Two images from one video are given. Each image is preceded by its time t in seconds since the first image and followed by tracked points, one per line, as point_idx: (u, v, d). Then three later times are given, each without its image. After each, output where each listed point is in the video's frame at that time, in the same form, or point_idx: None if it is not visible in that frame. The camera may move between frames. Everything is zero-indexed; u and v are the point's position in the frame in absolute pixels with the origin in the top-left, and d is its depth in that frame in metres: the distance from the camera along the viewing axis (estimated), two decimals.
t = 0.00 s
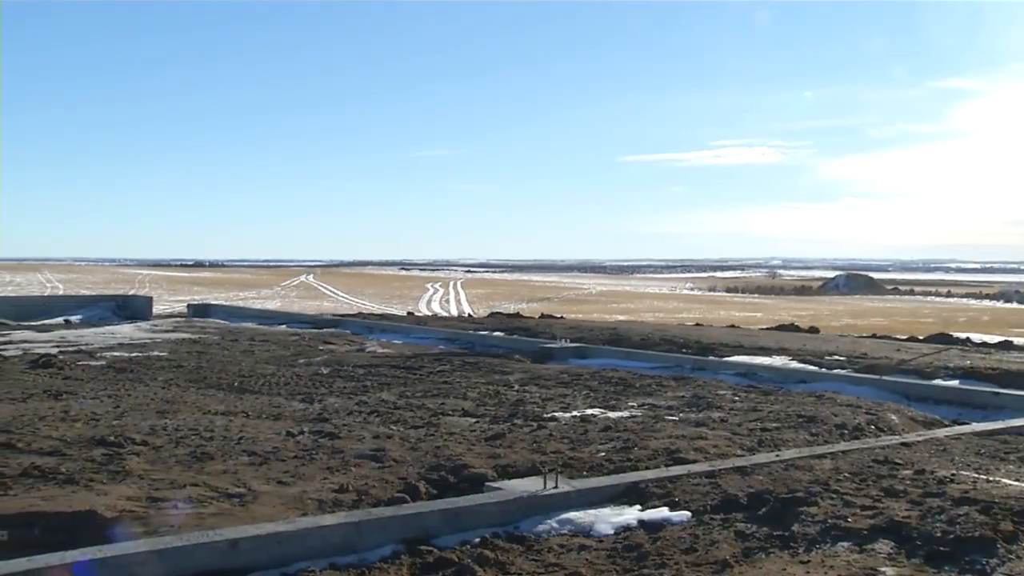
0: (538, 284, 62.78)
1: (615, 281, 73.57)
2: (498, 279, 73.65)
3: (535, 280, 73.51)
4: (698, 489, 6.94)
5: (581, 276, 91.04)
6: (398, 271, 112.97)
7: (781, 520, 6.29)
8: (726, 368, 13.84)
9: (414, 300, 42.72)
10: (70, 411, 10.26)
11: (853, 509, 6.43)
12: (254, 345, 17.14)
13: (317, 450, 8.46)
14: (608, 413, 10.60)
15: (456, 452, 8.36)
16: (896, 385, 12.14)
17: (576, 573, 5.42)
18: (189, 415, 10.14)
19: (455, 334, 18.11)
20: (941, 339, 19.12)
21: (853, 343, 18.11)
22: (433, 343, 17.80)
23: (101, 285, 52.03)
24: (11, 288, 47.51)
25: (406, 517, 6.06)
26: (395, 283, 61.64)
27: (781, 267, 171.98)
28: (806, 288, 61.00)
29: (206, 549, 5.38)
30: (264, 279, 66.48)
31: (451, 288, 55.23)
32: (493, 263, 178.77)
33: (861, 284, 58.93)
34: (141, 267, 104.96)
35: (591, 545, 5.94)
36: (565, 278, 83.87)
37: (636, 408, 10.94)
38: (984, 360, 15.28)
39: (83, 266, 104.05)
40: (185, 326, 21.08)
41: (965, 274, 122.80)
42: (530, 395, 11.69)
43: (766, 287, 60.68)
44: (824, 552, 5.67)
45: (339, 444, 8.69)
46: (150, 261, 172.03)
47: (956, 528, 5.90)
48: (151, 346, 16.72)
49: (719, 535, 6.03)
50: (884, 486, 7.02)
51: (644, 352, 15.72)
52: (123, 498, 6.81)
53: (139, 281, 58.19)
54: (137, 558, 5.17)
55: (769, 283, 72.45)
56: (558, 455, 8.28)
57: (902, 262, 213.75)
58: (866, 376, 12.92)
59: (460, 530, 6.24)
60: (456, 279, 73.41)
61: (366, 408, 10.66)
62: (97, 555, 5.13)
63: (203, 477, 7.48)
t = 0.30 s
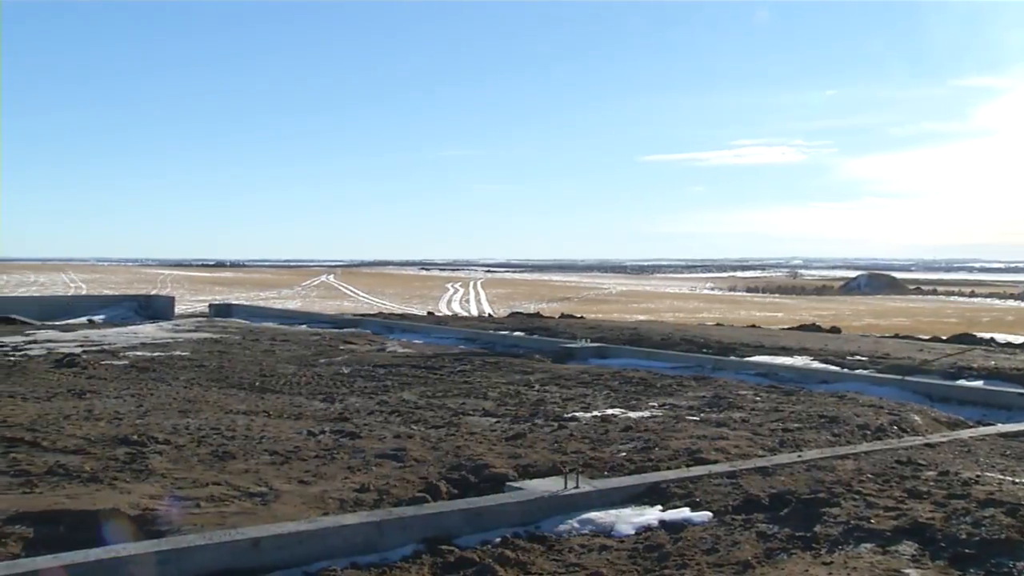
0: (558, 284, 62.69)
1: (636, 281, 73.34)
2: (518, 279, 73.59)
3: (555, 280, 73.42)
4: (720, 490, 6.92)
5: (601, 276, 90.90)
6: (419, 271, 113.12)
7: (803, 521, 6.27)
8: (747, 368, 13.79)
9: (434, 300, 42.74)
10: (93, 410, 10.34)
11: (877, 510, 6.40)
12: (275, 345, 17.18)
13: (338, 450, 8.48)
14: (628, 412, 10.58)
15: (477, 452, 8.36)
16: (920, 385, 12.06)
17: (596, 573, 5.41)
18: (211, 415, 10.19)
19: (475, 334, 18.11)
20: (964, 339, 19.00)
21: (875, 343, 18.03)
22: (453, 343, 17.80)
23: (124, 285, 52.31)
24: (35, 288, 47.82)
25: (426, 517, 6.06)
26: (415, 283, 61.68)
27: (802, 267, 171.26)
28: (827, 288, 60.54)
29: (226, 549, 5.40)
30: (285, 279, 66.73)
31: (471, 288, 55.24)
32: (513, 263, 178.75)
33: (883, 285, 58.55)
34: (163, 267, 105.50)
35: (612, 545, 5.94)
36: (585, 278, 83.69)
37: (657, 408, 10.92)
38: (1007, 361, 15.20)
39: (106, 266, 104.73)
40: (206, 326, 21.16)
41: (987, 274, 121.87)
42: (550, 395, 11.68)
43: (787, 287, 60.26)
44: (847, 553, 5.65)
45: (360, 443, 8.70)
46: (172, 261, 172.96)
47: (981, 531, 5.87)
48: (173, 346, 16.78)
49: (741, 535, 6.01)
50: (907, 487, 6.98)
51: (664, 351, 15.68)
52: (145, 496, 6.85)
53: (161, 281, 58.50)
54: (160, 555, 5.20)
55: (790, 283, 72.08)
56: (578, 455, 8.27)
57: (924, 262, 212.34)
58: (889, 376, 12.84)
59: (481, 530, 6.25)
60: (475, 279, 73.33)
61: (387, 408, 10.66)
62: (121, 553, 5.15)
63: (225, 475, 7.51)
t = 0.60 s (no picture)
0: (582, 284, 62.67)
1: (660, 281, 73.19)
2: (542, 279, 73.59)
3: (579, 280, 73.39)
4: (745, 491, 6.90)
5: (625, 276, 90.76)
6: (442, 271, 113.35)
7: (830, 523, 6.23)
8: (773, 369, 13.73)
9: (458, 300, 42.79)
10: (121, 409, 10.41)
11: (905, 512, 6.36)
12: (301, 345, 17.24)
13: (364, 449, 8.50)
14: (653, 413, 10.56)
15: (501, 453, 8.36)
16: (948, 386, 11.98)
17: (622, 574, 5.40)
18: (237, 414, 10.24)
19: (499, 334, 18.12)
20: (992, 339, 18.88)
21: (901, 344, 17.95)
22: (478, 343, 17.81)
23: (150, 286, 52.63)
24: (64, 288, 48.38)
25: (451, 516, 6.07)
26: (439, 283, 61.79)
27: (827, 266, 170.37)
28: (853, 288, 60.17)
29: (253, 547, 5.42)
30: (309, 279, 67.00)
31: (496, 288, 55.29)
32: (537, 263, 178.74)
33: (910, 284, 58.18)
34: (189, 267, 106.14)
35: (637, 546, 5.93)
36: (609, 279, 83.56)
37: (682, 408, 10.89)
38: None
39: (133, 266, 105.48)
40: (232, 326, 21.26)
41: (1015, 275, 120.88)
42: (575, 395, 11.68)
43: (813, 288, 59.91)
44: (875, 555, 5.62)
45: (385, 443, 8.72)
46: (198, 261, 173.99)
47: (1012, 534, 5.82)
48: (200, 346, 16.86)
49: (767, 536, 5.98)
50: (936, 489, 6.93)
51: (689, 352, 15.65)
52: (173, 495, 6.90)
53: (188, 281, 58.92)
54: (187, 553, 5.23)
55: (816, 283, 71.74)
56: (603, 456, 8.26)
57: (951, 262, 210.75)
58: (916, 377, 12.76)
59: (506, 530, 6.25)
60: (499, 279, 73.36)
61: (412, 408, 10.68)
62: (149, 551, 5.19)
63: (252, 475, 7.54)
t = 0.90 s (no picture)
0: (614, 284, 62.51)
1: (692, 280, 72.92)
2: (574, 279, 73.54)
3: (611, 280, 73.23)
4: (780, 492, 6.86)
5: (657, 275, 90.49)
6: (474, 271, 113.52)
7: (867, 525, 6.18)
8: (807, 369, 13.64)
9: (490, 300, 42.84)
10: (157, 408, 10.51)
11: (943, 515, 6.30)
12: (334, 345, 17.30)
13: (397, 449, 8.52)
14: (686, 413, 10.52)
15: (534, 452, 8.36)
16: (985, 387, 11.85)
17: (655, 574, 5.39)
18: (271, 413, 10.30)
19: (532, 334, 18.11)
20: None
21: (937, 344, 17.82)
22: (510, 343, 17.81)
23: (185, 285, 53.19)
24: (101, 288, 48.99)
25: (485, 516, 6.07)
26: (471, 283, 61.86)
27: (862, 266, 169.08)
28: (888, 288, 59.57)
29: (288, 545, 5.45)
30: (341, 279, 67.36)
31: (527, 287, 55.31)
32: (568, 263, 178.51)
33: (946, 284, 57.61)
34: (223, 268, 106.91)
35: (671, 547, 5.91)
36: (641, 279, 83.30)
37: (716, 409, 10.83)
38: None
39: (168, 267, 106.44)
40: (266, 326, 21.38)
41: None
42: (608, 395, 11.65)
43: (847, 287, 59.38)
44: (913, 558, 5.56)
45: (418, 443, 8.73)
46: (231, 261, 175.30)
47: None
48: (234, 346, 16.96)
49: (802, 538, 5.94)
50: (974, 492, 6.86)
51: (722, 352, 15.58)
52: (209, 493, 6.95)
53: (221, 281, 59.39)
54: (223, 551, 5.26)
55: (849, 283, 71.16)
56: (636, 456, 8.23)
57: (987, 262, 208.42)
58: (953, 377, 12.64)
59: (540, 530, 6.24)
60: (530, 279, 73.35)
61: (444, 408, 10.69)
62: (185, 549, 5.23)
63: (286, 474, 7.58)
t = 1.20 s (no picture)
0: (650, 284, 62.29)
1: (730, 281, 72.56)
2: (610, 279, 73.40)
3: (647, 279, 73.00)
4: (820, 493, 6.80)
5: (694, 275, 90.14)
6: (510, 271, 113.62)
7: (909, 528, 6.11)
8: (847, 370, 13.53)
9: (526, 300, 42.83)
10: (197, 407, 10.61)
11: (987, 519, 6.22)
12: (371, 345, 17.36)
13: (435, 448, 8.54)
14: (724, 414, 10.46)
15: (571, 453, 8.35)
16: None
17: None
18: (309, 413, 10.36)
19: (568, 335, 18.09)
20: None
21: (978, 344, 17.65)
22: (547, 343, 17.80)
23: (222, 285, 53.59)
24: (140, 288, 49.53)
25: (522, 516, 6.07)
26: (507, 283, 61.88)
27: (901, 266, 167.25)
28: (929, 288, 58.88)
29: (327, 544, 5.47)
30: (378, 279, 67.64)
31: (564, 287, 55.23)
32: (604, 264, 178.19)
33: (988, 284, 56.91)
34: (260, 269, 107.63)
35: (709, 548, 5.87)
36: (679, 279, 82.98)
37: (753, 409, 10.77)
38: None
39: (207, 267, 107.38)
40: (304, 326, 21.51)
41: None
42: (645, 396, 11.61)
43: (886, 287, 58.76)
44: (957, 562, 5.50)
45: (455, 443, 8.75)
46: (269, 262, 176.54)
47: None
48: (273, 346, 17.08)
49: (843, 541, 5.89)
50: (1019, 495, 6.77)
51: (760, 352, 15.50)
52: (248, 492, 7.00)
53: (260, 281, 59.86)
54: (262, 549, 5.30)
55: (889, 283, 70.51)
56: (674, 457, 8.20)
57: None
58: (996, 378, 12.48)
59: (578, 530, 6.23)
60: (566, 279, 73.22)
61: (481, 408, 10.70)
62: (226, 547, 5.26)
63: (325, 473, 7.62)
